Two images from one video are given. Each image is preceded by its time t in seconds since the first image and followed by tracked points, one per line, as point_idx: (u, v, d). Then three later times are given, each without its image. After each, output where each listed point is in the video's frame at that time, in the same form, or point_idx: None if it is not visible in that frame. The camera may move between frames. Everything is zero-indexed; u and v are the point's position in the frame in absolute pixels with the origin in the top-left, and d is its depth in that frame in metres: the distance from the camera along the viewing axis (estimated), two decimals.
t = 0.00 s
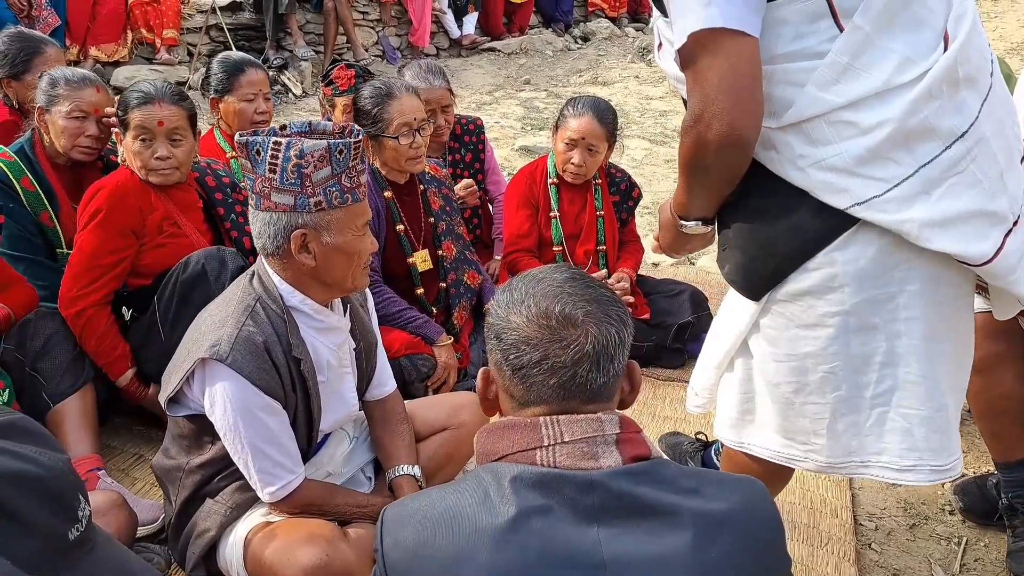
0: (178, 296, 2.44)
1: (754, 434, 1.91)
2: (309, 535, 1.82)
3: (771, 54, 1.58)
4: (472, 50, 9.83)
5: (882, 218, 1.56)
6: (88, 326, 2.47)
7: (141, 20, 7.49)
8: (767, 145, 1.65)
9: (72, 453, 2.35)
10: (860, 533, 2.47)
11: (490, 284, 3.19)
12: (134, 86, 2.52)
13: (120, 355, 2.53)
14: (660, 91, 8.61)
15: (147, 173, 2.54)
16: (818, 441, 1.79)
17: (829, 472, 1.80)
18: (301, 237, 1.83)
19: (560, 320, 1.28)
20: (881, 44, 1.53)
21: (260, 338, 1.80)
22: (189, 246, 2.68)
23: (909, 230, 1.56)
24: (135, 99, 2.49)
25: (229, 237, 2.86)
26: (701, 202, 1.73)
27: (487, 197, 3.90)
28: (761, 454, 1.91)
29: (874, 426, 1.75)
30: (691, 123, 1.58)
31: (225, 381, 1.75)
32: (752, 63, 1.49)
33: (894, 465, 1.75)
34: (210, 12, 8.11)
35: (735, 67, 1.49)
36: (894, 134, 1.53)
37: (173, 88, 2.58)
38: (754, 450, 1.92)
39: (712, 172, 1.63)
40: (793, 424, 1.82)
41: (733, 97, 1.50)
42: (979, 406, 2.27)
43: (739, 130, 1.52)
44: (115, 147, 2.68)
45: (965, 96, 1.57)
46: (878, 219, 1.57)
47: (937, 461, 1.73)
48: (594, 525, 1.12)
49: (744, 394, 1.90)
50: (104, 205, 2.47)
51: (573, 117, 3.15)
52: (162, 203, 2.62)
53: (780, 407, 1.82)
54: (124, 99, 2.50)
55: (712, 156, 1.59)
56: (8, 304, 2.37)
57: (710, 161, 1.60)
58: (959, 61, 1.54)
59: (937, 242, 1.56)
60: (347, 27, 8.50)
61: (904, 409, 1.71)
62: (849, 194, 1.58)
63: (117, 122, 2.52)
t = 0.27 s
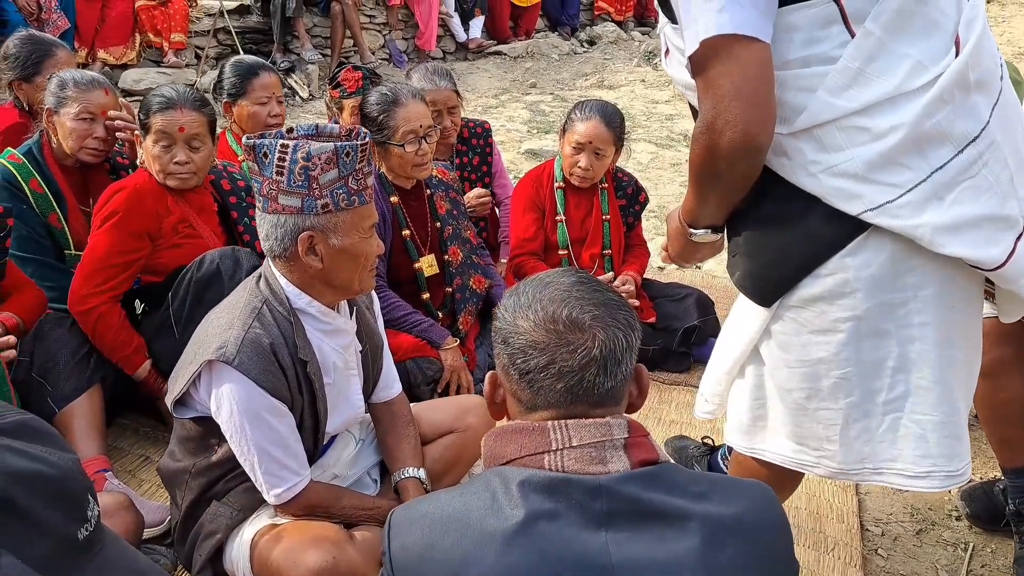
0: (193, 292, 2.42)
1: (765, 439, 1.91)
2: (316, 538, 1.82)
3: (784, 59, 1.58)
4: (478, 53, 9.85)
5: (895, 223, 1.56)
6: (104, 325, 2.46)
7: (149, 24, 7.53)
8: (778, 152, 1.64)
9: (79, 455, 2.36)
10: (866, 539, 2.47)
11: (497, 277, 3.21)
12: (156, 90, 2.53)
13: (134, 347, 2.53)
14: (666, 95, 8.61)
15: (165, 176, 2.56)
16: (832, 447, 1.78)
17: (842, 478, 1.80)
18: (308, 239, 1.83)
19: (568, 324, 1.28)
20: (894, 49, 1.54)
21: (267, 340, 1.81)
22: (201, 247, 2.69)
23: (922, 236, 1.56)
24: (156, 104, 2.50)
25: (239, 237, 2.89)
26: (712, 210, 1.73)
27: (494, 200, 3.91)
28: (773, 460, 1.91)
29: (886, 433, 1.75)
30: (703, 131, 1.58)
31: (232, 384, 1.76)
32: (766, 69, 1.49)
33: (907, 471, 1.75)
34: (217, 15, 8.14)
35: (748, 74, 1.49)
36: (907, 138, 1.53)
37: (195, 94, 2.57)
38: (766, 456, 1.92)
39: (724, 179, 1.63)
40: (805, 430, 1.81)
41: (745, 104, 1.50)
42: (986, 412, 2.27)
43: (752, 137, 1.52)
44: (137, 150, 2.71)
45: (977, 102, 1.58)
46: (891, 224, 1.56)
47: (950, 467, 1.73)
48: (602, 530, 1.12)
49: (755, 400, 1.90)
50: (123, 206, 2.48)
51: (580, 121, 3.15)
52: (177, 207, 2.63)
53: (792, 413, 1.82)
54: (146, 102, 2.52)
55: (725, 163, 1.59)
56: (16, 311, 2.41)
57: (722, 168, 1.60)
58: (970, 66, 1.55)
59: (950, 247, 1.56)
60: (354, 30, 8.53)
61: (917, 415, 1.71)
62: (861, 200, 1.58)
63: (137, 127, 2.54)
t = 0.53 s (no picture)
0: (194, 300, 2.43)
1: (766, 444, 1.91)
2: (315, 543, 1.82)
3: (781, 69, 1.58)
4: (476, 57, 9.87)
5: (897, 230, 1.56)
6: (105, 329, 2.48)
7: (149, 27, 7.54)
8: (778, 161, 1.64)
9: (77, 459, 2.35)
10: (865, 544, 2.47)
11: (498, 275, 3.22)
12: (143, 98, 2.49)
13: (132, 350, 2.53)
14: (665, 99, 8.63)
15: (155, 184, 2.56)
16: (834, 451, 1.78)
17: (844, 481, 1.80)
18: (311, 244, 1.83)
19: (566, 330, 1.28)
20: (891, 56, 1.55)
21: (268, 346, 1.81)
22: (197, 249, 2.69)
23: (924, 241, 1.56)
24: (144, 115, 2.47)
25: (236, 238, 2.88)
26: (714, 222, 1.73)
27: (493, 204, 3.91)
28: (774, 464, 1.91)
29: (887, 437, 1.75)
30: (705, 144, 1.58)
31: (232, 389, 1.75)
32: (765, 81, 1.50)
33: (908, 474, 1.75)
34: (217, 18, 8.15)
35: (748, 87, 1.49)
36: (907, 145, 1.54)
37: (186, 102, 2.55)
38: (766, 461, 1.92)
39: (725, 192, 1.63)
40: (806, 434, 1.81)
41: (746, 117, 1.50)
42: (985, 416, 2.27)
43: (755, 149, 1.53)
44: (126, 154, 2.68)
45: (973, 106, 1.59)
46: (893, 231, 1.57)
47: (954, 467, 1.73)
48: (602, 536, 1.12)
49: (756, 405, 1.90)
50: (110, 214, 2.48)
51: (580, 125, 3.15)
52: (168, 209, 2.63)
53: (793, 419, 1.82)
54: (134, 110, 2.48)
55: (727, 176, 1.59)
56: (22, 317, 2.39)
57: (724, 180, 1.61)
58: (966, 72, 1.56)
59: (952, 252, 1.56)
60: (353, 34, 8.54)
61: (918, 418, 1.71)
62: (863, 207, 1.58)
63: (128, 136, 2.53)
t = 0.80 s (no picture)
0: (189, 311, 2.42)
1: (761, 447, 1.91)
2: (315, 547, 1.82)
3: (778, 80, 1.58)
4: (476, 62, 9.89)
5: (899, 236, 1.57)
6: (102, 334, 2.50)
7: (149, 30, 7.54)
8: (778, 171, 1.64)
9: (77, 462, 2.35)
10: (864, 550, 2.46)
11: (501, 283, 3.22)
12: (128, 100, 2.49)
13: (124, 359, 2.55)
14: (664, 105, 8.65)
15: (145, 186, 2.55)
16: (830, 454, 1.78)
17: (841, 483, 1.80)
18: (314, 250, 1.83)
19: (567, 335, 1.28)
20: (887, 64, 1.55)
21: (269, 350, 1.81)
22: (189, 251, 2.69)
23: (925, 247, 1.56)
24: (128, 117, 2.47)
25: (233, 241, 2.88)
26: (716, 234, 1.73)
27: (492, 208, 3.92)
28: (770, 468, 1.90)
29: (884, 439, 1.75)
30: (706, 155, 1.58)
31: (233, 393, 1.75)
32: (763, 92, 1.50)
33: (904, 473, 1.75)
34: (217, 21, 8.16)
35: (749, 98, 1.49)
36: (905, 152, 1.54)
37: (170, 101, 2.54)
38: (763, 464, 1.91)
39: (728, 204, 1.63)
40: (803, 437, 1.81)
41: (746, 128, 1.51)
42: (983, 423, 2.27)
43: (755, 160, 1.53)
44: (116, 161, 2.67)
45: (968, 110, 1.59)
46: (894, 237, 1.57)
47: (948, 467, 1.74)
48: (602, 540, 1.12)
49: (752, 410, 1.89)
50: (103, 222, 2.48)
51: (581, 130, 3.16)
52: (158, 210, 2.63)
53: (790, 423, 1.81)
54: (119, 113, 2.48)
55: (730, 188, 1.59)
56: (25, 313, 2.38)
57: (725, 192, 1.60)
58: (961, 79, 1.57)
59: (953, 257, 1.56)
60: (353, 38, 8.56)
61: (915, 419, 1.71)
62: (864, 214, 1.58)
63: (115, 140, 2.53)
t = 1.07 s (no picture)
0: (194, 315, 2.43)
1: (754, 451, 1.90)
2: (316, 552, 1.82)
3: (776, 93, 1.58)
4: (477, 67, 9.92)
5: (897, 246, 1.57)
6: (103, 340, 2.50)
7: (150, 34, 7.56)
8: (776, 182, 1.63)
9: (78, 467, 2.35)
10: (864, 557, 2.46)
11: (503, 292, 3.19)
12: (129, 104, 2.50)
13: (130, 364, 2.55)
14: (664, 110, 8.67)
15: (146, 191, 2.55)
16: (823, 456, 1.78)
17: (834, 487, 1.80)
18: (314, 255, 1.84)
19: (569, 343, 1.29)
20: (881, 75, 1.56)
21: (269, 355, 1.81)
22: (189, 255, 2.69)
23: (924, 256, 1.57)
24: (127, 121, 2.48)
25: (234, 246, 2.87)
26: (710, 258, 1.68)
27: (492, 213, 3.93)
28: (764, 473, 1.89)
29: (877, 444, 1.76)
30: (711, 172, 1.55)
31: (233, 399, 1.76)
32: (763, 104, 1.50)
33: (896, 476, 1.76)
34: (218, 26, 8.18)
35: (752, 108, 1.49)
36: (902, 163, 1.55)
37: (171, 105, 2.55)
38: (756, 468, 1.90)
39: (733, 221, 1.59)
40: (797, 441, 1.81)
41: (751, 139, 1.50)
42: (984, 431, 2.27)
43: (762, 167, 1.52)
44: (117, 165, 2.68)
45: (963, 120, 1.60)
46: (892, 247, 1.57)
47: (939, 471, 1.75)
48: (603, 548, 1.13)
49: (746, 415, 1.88)
50: (102, 231, 2.49)
51: (582, 136, 3.17)
52: (158, 215, 2.62)
53: (785, 429, 1.81)
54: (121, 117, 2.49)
55: (737, 203, 1.56)
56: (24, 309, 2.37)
57: (724, 208, 1.58)
58: (956, 89, 1.58)
59: (951, 266, 1.58)
60: (354, 42, 8.58)
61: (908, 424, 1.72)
62: (863, 225, 1.58)
63: (115, 146, 2.54)
